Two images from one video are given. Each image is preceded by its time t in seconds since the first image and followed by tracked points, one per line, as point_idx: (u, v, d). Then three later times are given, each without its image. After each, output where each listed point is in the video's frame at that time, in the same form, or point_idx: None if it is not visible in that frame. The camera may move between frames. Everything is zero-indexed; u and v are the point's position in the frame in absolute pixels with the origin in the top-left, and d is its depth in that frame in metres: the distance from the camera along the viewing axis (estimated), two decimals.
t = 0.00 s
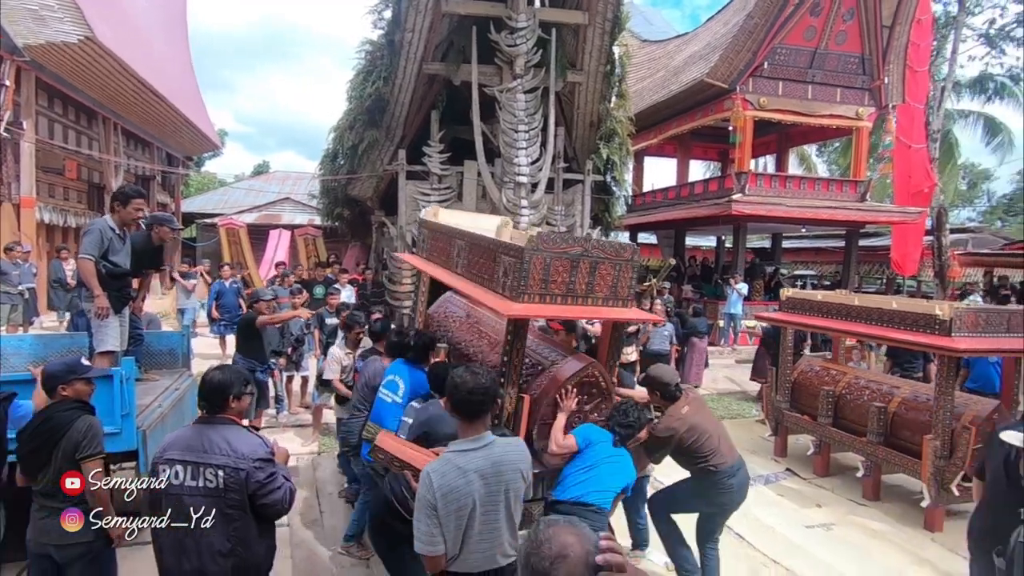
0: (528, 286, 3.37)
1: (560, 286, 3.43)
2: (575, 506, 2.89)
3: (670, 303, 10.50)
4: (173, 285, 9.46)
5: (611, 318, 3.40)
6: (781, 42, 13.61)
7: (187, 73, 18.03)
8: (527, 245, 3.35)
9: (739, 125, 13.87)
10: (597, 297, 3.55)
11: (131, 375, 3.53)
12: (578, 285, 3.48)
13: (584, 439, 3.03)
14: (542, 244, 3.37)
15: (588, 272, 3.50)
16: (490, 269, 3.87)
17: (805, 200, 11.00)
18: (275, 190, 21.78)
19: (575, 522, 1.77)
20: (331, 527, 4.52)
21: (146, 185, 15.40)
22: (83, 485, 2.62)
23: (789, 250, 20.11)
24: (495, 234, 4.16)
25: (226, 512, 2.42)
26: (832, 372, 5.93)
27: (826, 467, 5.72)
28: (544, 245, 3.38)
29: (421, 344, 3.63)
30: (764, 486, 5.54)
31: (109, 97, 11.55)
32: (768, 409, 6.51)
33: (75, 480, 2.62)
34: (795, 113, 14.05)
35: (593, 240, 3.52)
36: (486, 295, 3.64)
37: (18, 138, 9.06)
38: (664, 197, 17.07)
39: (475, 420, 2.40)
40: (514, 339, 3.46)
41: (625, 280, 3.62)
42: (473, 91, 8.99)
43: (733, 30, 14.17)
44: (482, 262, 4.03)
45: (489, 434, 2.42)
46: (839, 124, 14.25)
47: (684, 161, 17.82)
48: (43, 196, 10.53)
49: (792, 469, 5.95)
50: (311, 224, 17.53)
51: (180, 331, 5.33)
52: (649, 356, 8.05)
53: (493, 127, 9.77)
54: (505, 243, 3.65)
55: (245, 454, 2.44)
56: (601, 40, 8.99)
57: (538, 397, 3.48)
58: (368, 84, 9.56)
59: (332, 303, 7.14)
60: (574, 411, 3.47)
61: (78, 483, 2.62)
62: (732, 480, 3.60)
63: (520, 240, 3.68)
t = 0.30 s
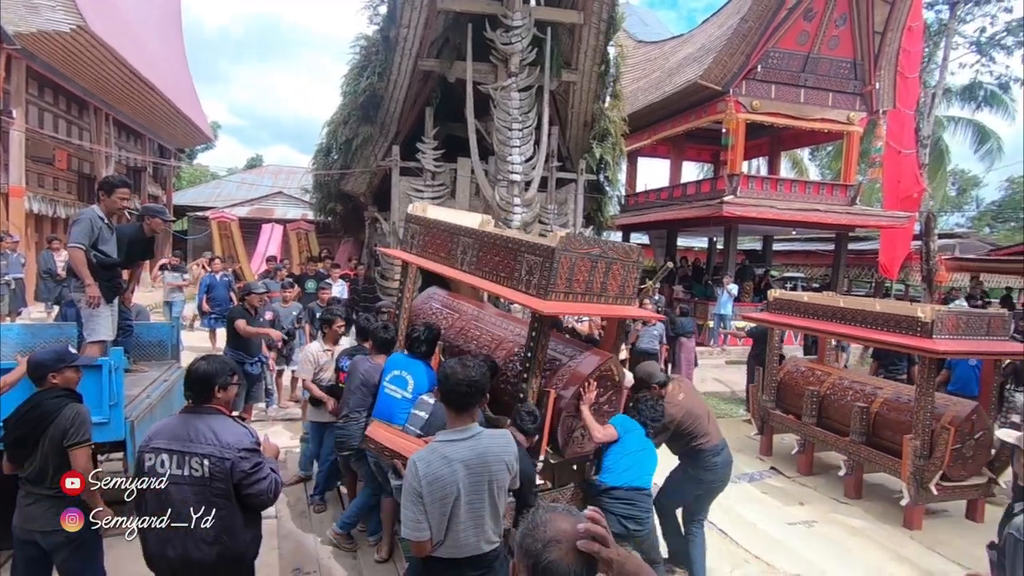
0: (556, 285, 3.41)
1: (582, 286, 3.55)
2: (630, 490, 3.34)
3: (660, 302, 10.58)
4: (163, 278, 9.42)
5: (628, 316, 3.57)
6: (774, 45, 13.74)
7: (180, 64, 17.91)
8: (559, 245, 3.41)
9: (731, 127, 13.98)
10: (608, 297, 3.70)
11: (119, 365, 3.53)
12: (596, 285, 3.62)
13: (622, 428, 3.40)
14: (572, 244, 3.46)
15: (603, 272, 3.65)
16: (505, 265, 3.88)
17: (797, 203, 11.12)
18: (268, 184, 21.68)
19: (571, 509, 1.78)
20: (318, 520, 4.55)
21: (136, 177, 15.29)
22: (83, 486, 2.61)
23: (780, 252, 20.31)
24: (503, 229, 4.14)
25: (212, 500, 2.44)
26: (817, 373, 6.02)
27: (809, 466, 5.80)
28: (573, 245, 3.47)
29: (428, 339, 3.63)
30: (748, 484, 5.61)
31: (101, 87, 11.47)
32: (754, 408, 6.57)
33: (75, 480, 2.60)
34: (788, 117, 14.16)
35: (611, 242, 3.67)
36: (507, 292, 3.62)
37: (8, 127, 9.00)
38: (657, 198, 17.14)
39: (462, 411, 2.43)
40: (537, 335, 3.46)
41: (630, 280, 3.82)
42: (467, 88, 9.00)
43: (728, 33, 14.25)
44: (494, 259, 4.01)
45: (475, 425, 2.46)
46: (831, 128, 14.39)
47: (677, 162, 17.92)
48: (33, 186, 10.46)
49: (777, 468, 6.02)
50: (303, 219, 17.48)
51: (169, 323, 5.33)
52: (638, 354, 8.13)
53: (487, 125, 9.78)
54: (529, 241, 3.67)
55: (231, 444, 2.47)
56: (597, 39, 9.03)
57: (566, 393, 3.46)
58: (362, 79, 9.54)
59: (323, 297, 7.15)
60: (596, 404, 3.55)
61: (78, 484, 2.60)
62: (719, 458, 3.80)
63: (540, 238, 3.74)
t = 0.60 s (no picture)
0: (585, 285, 3.55)
1: (603, 287, 3.71)
2: (656, 474, 3.63)
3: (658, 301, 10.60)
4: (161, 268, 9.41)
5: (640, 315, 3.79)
6: (776, 46, 13.75)
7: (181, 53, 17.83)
8: (589, 248, 3.54)
9: (732, 127, 13.99)
10: (619, 296, 3.90)
11: (117, 354, 3.54)
12: (611, 285, 3.82)
13: (640, 418, 3.72)
14: (599, 247, 3.61)
15: (617, 273, 3.85)
16: (524, 263, 3.92)
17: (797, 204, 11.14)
18: (268, 176, 21.61)
19: (573, 504, 1.81)
20: (313, 512, 4.57)
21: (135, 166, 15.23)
22: (84, 485, 2.66)
23: (778, 253, 20.35)
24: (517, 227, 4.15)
25: (209, 490, 2.46)
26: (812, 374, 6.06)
27: (802, 466, 5.84)
28: (599, 248, 3.62)
29: (440, 334, 3.62)
30: (741, 483, 5.65)
31: (101, 75, 11.43)
32: (748, 407, 6.60)
33: (76, 480, 2.64)
34: (788, 118, 14.16)
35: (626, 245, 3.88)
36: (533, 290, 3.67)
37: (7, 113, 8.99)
38: (657, 197, 17.13)
39: (463, 405, 2.45)
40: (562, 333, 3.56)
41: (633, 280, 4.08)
42: (469, 83, 8.98)
43: (731, 33, 14.23)
44: (511, 256, 4.02)
45: (476, 419, 2.48)
46: (831, 130, 14.42)
47: (677, 161, 17.90)
48: (31, 173, 10.44)
49: (770, 468, 6.06)
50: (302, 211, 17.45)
51: (167, 313, 5.33)
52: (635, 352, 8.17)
53: (488, 120, 9.77)
54: (553, 241, 3.74)
55: (228, 434, 2.48)
56: (599, 37, 9.00)
57: (589, 389, 3.54)
58: (363, 72, 9.51)
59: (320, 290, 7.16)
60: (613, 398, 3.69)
61: (79, 484, 2.64)
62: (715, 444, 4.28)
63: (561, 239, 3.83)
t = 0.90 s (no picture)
0: (610, 284, 3.75)
1: (622, 284, 3.93)
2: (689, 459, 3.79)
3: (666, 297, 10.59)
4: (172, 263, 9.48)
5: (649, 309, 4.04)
6: (787, 41, 13.64)
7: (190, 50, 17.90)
8: (615, 249, 3.75)
9: (741, 123, 13.90)
10: (630, 292, 4.15)
11: (132, 349, 3.59)
12: (625, 282, 4.05)
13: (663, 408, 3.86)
14: (621, 248, 3.83)
15: (630, 271, 4.09)
16: (546, 262, 4.00)
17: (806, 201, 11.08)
18: (276, 172, 21.71)
19: (587, 499, 1.82)
20: (324, 507, 4.62)
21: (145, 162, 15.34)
22: (83, 485, 2.72)
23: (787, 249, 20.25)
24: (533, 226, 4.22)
25: (226, 483, 2.49)
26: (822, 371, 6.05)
27: (811, 463, 5.82)
28: (621, 249, 3.84)
29: (454, 332, 3.69)
30: (749, 480, 5.65)
31: (111, 72, 11.51)
32: (756, 405, 6.57)
33: (75, 480, 2.71)
34: (799, 113, 14.05)
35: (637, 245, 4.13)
36: (560, 289, 3.79)
37: (20, 109, 9.08)
38: (665, 193, 17.07)
39: (479, 401, 2.46)
40: (587, 328, 3.79)
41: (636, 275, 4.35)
42: (477, 79, 8.97)
43: (741, 28, 14.11)
44: (531, 254, 4.08)
45: (493, 415, 2.50)
46: (842, 126, 14.30)
47: (686, 157, 17.80)
48: (44, 169, 10.56)
49: (778, 465, 6.05)
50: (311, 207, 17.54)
51: (180, 308, 5.38)
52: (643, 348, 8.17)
53: (496, 116, 9.76)
54: (577, 242, 3.87)
55: (246, 428, 2.51)
56: (608, 32, 8.94)
57: (613, 380, 3.74)
58: (371, 68, 9.51)
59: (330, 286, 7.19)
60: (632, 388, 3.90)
61: (78, 484, 2.71)
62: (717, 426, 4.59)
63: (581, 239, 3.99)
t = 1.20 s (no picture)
0: (632, 283, 3.81)
1: (642, 283, 3.99)
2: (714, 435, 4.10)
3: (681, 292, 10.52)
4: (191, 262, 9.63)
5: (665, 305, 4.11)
6: (803, 31, 13.43)
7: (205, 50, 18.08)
8: (637, 249, 3.82)
9: (757, 115, 13.72)
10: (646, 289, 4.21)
11: (157, 346, 3.66)
12: (642, 280, 4.11)
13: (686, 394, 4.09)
14: (643, 248, 3.88)
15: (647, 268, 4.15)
16: (566, 261, 4.03)
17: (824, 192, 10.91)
18: (291, 170, 21.89)
19: (611, 492, 1.83)
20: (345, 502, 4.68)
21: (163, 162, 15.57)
22: (82, 485, 2.78)
23: (804, 242, 19.99)
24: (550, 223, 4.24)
25: (257, 477, 2.54)
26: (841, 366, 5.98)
27: (831, 459, 5.77)
28: (642, 248, 3.90)
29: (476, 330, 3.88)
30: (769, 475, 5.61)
31: (129, 74, 11.67)
32: (775, 401, 6.51)
33: (75, 480, 2.77)
34: (816, 104, 13.84)
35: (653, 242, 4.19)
36: (583, 288, 3.82)
37: (42, 112, 9.25)
38: (679, 187, 16.93)
39: (505, 397, 2.47)
40: (609, 325, 3.83)
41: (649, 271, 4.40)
42: (490, 75, 8.94)
43: (756, 19, 13.91)
44: (551, 253, 4.10)
45: (519, 411, 2.52)
46: (860, 117, 14.05)
47: (701, 150, 17.62)
48: (66, 171, 10.76)
49: (798, 460, 6.01)
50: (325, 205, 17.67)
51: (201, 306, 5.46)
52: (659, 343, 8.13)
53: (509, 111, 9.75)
54: (599, 241, 3.90)
55: (275, 424, 2.55)
56: (621, 25, 8.85)
57: (633, 375, 3.78)
58: (385, 66, 9.54)
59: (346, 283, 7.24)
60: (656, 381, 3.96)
61: (77, 483, 2.77)
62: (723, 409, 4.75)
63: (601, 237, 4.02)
